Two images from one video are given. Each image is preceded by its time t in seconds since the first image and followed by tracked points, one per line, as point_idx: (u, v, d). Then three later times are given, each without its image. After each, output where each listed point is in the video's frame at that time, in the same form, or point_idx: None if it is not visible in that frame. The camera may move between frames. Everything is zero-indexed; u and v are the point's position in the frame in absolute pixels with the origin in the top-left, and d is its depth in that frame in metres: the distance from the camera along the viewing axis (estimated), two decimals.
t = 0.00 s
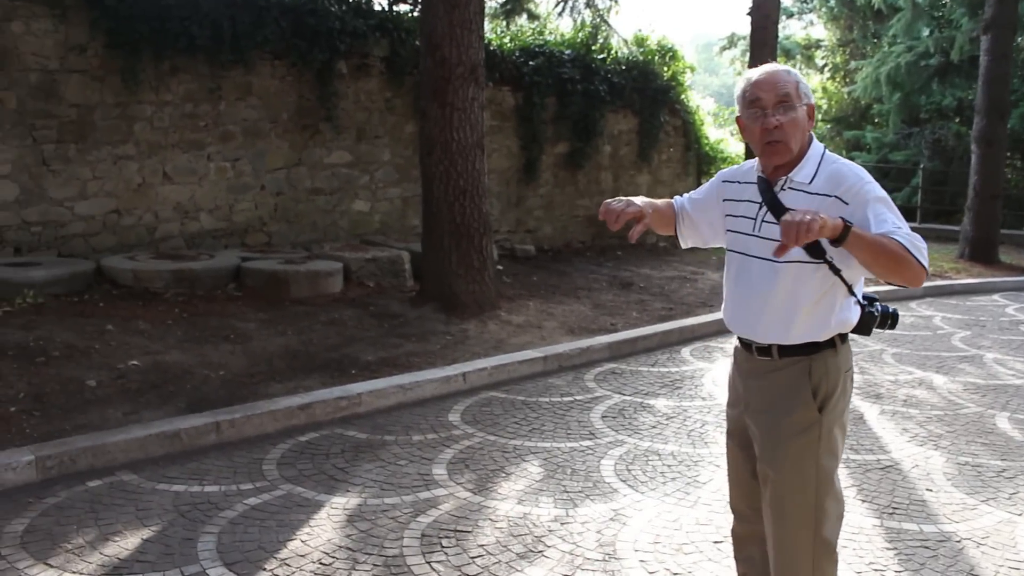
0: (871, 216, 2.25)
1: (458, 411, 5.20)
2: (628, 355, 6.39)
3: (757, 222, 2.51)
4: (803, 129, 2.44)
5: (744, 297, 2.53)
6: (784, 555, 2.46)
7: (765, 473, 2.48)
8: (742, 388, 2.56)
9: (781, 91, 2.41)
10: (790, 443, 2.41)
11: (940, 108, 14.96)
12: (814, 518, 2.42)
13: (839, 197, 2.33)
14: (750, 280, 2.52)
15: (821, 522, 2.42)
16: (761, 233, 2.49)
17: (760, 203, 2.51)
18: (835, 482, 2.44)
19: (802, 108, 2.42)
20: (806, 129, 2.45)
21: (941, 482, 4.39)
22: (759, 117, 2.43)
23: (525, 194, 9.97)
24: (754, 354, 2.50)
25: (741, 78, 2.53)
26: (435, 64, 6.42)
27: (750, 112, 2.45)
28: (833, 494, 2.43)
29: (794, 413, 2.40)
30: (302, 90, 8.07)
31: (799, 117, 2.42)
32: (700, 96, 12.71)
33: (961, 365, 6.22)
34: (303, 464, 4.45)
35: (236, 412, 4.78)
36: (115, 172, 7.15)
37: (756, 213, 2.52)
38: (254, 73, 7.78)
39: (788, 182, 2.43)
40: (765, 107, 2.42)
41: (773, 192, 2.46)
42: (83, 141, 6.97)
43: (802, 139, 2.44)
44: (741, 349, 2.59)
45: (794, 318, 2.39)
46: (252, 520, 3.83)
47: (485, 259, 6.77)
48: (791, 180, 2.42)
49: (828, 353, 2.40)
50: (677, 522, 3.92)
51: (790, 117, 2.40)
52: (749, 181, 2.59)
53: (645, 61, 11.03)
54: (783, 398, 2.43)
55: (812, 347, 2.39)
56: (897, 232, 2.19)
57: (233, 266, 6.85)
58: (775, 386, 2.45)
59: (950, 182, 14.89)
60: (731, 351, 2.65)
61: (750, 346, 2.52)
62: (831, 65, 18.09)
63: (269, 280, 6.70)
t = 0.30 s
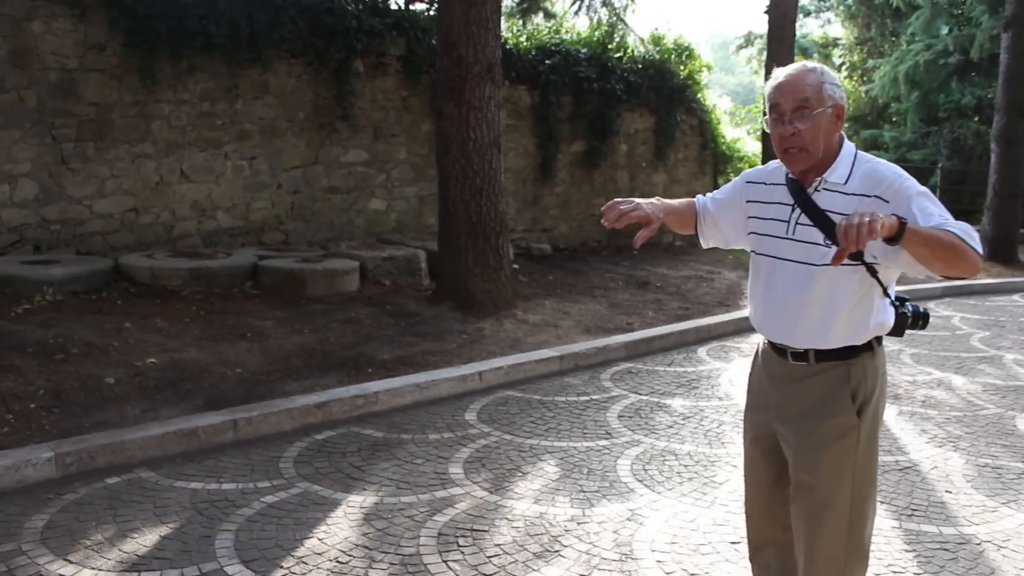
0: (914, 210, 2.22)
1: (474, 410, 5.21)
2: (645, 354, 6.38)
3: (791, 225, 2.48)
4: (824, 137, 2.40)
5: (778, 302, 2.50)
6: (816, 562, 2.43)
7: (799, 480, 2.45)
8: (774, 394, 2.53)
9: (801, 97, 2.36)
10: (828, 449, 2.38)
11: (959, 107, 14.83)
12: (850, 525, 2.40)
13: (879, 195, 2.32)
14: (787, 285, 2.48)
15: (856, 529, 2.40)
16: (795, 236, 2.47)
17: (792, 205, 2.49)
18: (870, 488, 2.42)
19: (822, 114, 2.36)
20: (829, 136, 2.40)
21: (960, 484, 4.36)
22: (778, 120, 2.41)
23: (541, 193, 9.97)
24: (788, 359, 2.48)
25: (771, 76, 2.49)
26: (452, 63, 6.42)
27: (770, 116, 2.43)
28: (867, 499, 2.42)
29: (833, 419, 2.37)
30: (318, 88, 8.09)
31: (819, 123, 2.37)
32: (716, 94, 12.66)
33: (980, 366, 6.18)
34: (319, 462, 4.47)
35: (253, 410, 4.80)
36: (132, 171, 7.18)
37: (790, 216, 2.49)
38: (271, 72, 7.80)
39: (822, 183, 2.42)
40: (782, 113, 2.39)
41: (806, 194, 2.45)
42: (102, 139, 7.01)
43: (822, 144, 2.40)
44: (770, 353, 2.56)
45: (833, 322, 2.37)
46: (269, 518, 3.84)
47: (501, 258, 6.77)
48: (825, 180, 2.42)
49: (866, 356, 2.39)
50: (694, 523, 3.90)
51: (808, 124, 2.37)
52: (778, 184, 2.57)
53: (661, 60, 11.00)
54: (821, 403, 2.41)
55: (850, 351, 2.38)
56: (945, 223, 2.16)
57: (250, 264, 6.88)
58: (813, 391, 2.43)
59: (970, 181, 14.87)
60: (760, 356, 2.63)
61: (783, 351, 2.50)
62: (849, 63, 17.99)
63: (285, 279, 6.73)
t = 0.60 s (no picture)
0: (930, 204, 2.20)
1: (485, 410, 5.21)
2: (656, 356, 6.37)
3: (802, 227, 2.46)
4: (803, 153, 2.38)
5: (790, 303, 2.49)
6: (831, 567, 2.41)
7: (813, 483, 2.43)
8: (787, 397, 2.51)
9: (776, 116, 2.36)
10: (842, 452, 2.36)
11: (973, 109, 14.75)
12: (865, 530, 2.38)
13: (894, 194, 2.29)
14: (799, 287, 2.46)
15: (871, 534, 2.37)
16: (807, 238, 2.45)
17: (803, 208, 2.47)
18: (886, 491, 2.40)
19: (797, 133, 2.35)
20: (811, 151, 2.37)
21: (973, 489, 4.34)
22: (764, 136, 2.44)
23: (553, 193, 9.96)
24: (801, 361, 2.47)
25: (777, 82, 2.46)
26: (465, 62, 6.43)
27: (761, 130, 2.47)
28: (881, 503, 2.40)
29: (847, 423, 2.36)
30: (331, 87, 8.11)
31: (795, 142, 2.36)
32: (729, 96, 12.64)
33: (993, 370, 6.15)
34: (330, 461, 4.48)
35: (264, 408, 4.81)
36: (146, 168, 7.21)
37: (800, 217, 2.47)
38: (285, 71, 7.82)
39: (831, 185, 2.40)
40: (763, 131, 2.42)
41: (816, 195, 2.43)
42: (115, 137, 7.04)
43: (807, 159, 2.39)
44: (782, 355, 2.55)
45: (847, 324, 2.36)
46: (279, 516, 3.85)
47: (513, 258, 6.77)
48: (835, 182, 2.39)
49: (880, 358, 2.37)
50: (705, 525, 3.90)
51: (783, 143, 2.38)
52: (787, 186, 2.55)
53: (675, 61, 10.98)
54: (834, 406, 2.39)
55: (865, 353, 2.37)
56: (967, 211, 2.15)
57: (262, 262, 6.90)
58: (825, 394, 2.41)
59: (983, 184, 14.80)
60: (772, 358, 2.62)
61: (796, 355, 2.49)
62: (862, 65, 17.92)
63: (297, 278, 6.75)
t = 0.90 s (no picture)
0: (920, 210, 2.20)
1: (500, 412, 5.21)
2: (671, 358, 6.36)
3: (796, 228, 2.45)
4: (804, 154, 2.37)
5: (783, 301, 2.47)
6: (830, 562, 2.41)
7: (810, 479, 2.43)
8: (780, 392, 2.50)
9: (778, 119, 2.33)
10: (838, 447, 2.36)
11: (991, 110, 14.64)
12: (862, 523, 2.38)
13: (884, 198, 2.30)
14: (792, 287, 2.45)
15: (867, 528, 2.38)
16: (801, 239, 2.43)
17: (796, 210, 2.46)
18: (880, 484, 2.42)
19: (799, 135, 2.33)
20: (812, 152, 2.36)
21: (991, 493, 4.31)
22: (762, 139, 2.42)
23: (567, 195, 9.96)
24: (797, 358, 2.45)
25: (769, 85, 2.45)
26: (480, 64, 6.43)
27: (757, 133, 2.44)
28: (876, 495, 2.41)
29: (843, 417, 2.35)
30: (346, 89, 8.13)
31: (797, 143, 2.34)
32: (745, 97, 12.60)
33: (1012, 373, 6.12)
34: (346, 462, 4.49)
35: (280, 409, 4.83)
36: (162, 170, 7.25)
37: (793, 218, 2.46)
38: (300, 72, 7.85)
39: (824, 188, 2.40)
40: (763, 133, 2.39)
41: (808, 198, 2.43)
42: (132, 139, 7.08)
43: (807, 160, 2.38)
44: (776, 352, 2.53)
45: (842, 323, 2.35)
46: (295, 516, 3.86)
47: (528, 260, 6.77)
48: (827, 185, 2.39)
49: (872, 352, 2.38)
50: (720, 528, 3.88)
51: (785, 146, 2.36)
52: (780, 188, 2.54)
53: (690, 62, 10.95)
54: (829, 401, 2.39)
55: (861, 348, 2.37)
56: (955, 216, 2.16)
57: (277, 264, 6.93)
58: (821, 389, 2.40)
59: (1001, 185, 14.69)
60: (766, 357, 2.59)
61: (791, 350, 2.47)
62: (878, 66, 17.84)
63: (313, 278, 6.79)
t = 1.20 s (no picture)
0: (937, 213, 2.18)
1: (517, 414, 5.21)
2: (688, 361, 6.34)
3: (811, 231, 2.44)
4: (836, 150, 2.35)
5: (798, 304, 2.46)
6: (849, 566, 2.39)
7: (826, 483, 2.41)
8: (795, 395, 2.49)
9: (811, 114, 2.31)
10: (855, 450, 2.34)
11: (1011, 112, 14.50)
12: (879, 526, 2.37)
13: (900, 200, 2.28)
14: (807, 290, 2.43)
15: (884, 531, 2.37)
16: (816, 242, 2.42)
17: (812, 212, 2.45)
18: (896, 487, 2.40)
19: (832, 130, 2.31)
20: (842, 149, 2.35)
21: (1011, 499, 4.27)
22: (790, 137, 2.38)
23: (583, 197, 9.95)
24: (811, 361, 2.43)
25: (789, 87, 2.44)
26: (498, 67, 6.45)
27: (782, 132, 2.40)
28: (893, 498, 2.39)
29: (859, 420, 2.34)
30: (363, 92, 8.16)
31: (830, 139, 2.32)
32: (761, 99, 12.57)
33: None
34: (363, 464, 4.50)
35: (297, 411, 4.85)
36: (180, 172, 7.30)
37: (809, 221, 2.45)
38: (318, 75, 7.89)
39: (840, 190, 2.38)
40: (794, 130, 2.35)
41: (823, 200, 2.42)
42: (151, 141, 7.13)
43: (836, 157, 2.36)
44: (790, 356, 2.52)
45: (857, 325, 2.33)
46: (313, 518, 3.88)
47: (544, 262, 6.77)
48: (843, 187, 2.37)
49: (887, 355, 2.36)
50: (738, 532, 3.87)
51: (817, 141, 2.33)
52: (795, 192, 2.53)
53: (706, 64, 10.92)
54: (845, 405, 2.37)
55: (875, 350, 2.35)
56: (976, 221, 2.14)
57: (294, 266, 6.96)
58: (836, 393, 2.38)
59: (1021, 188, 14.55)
60: (779, 360, 2.58)
61: (805, 354, 2.45)
62: (896, 68, 17.74)
63: (329, 281, 6.82)
